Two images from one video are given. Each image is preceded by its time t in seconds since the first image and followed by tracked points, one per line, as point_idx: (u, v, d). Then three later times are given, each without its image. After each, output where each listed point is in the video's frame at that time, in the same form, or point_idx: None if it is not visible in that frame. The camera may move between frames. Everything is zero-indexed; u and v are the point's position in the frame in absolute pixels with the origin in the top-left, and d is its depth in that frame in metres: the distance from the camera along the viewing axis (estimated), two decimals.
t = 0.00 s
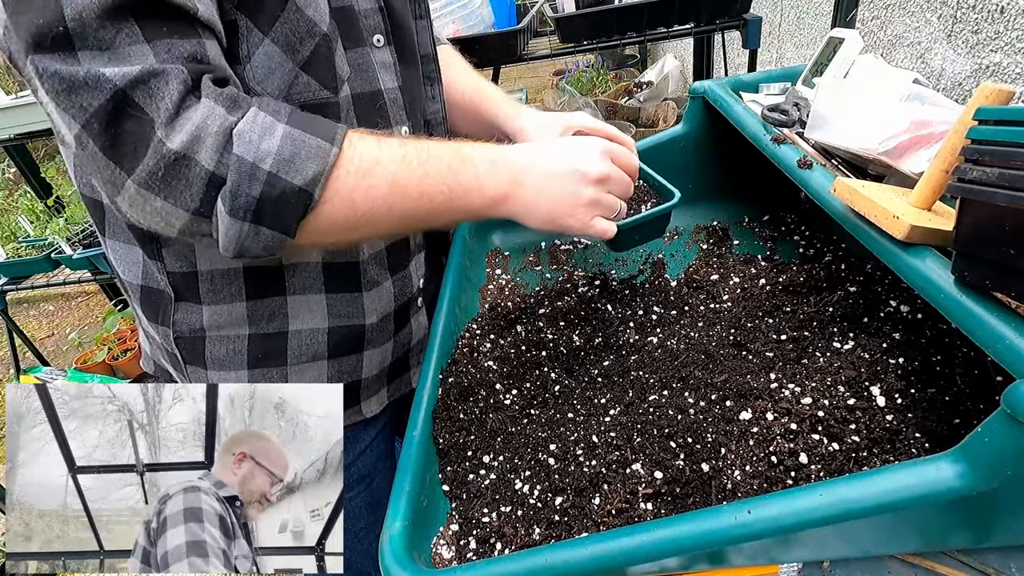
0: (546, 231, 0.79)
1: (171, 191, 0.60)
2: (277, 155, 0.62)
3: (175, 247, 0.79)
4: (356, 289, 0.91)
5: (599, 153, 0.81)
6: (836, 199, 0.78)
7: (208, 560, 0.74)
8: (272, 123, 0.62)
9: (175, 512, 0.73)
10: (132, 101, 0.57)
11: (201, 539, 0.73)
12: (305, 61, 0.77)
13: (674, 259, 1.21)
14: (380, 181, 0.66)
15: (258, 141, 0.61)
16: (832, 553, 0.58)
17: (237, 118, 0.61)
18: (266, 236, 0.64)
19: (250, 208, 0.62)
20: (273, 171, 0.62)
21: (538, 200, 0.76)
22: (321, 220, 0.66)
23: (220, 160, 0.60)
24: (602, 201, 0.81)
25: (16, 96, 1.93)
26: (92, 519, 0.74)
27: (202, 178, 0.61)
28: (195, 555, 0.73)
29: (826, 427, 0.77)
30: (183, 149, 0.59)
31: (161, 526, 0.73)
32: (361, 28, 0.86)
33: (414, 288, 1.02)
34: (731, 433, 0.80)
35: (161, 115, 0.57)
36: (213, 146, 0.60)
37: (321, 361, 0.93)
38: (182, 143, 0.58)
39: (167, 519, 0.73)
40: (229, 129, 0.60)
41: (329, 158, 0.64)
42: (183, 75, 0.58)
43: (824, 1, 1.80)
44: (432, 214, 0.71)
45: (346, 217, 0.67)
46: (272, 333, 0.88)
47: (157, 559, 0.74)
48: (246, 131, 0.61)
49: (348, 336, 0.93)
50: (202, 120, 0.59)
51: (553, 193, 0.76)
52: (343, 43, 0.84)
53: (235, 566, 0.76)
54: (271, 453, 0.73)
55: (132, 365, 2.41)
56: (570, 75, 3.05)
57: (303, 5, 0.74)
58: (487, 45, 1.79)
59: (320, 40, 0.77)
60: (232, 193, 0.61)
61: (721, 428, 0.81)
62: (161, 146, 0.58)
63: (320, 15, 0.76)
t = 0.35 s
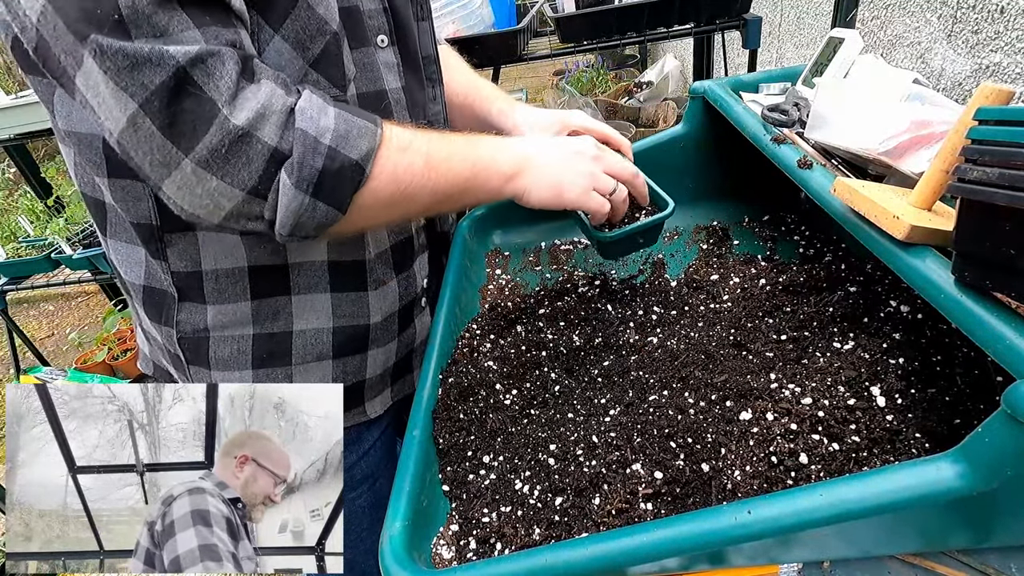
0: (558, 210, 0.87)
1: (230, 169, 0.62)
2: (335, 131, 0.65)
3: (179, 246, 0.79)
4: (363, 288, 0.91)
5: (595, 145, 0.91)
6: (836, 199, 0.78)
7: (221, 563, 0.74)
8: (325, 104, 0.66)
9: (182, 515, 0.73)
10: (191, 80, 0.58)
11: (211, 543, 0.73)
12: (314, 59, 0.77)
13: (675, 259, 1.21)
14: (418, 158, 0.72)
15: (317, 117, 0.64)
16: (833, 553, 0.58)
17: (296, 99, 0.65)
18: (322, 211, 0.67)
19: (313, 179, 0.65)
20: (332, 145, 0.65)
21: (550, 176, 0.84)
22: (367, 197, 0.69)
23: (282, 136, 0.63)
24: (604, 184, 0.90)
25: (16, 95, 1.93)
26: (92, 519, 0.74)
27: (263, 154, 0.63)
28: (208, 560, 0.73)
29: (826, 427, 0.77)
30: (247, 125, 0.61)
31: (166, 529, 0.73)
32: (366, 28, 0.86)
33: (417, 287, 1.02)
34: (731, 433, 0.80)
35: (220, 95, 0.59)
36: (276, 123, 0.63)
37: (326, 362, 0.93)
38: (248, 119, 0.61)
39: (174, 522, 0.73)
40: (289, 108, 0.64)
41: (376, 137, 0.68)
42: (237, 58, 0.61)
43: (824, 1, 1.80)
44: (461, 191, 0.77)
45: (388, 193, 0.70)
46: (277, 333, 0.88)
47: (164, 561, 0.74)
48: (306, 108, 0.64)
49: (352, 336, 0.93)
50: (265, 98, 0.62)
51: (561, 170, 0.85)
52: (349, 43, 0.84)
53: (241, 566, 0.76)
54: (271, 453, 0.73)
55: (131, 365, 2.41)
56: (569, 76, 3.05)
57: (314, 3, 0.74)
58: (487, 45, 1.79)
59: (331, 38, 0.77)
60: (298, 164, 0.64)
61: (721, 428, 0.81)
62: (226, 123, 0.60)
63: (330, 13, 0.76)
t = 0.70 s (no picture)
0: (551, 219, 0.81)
1: (189, 173, 0.58)
2: (300, 133, 0.60)
3: (176, 244, 0.79)
4: (358, 290, 0.91)
5: (598, 146, 0.85)
6: (836, 199, 0.78)
7: (233, 560, 0.74)
8: (293, 103, 0.60)
9: (188, 514, 0.73)
10: (153, 82, 0.55)
11: (219, 541, 0.73)
12: (311, 60, 0.77)
13: (675, 259, 1.21)
14: (400, 159, 0.65)
15: (282, 118, 0.59)
16: (833, 553, 0.58)
17: (260, 97, 0.59)
18: (286, 218, 0.61)
19: (273, 184, 0.59)
20: (297, 148, 0.59)
21: (544, 185, 0.77)
22: (341, 203, 0.63)
23: (242, 139, 0.58)
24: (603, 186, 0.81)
25: (16, 95, 1.93)
26: (92, 520, 0.74)
27: (223, 158, 0.58)
28: (220, 557, 0.73)
29: (826, 427, 0.77)
30: (205, 128, 0.56)
31: (170, 528, 0.73)
32: (368, 30, 0.85)
33: (418, 291, 1.02)
34: (731, 433, 0.80)
35: (182, 95, 0.55)
36: (235, 124, 0.57)
37: (321, 362, 0.93)
38: (205, 122, 0.56)
39: (180, 521, 0.73)
40: (251, 108, 0.58)
41: (351, 138, 0.62)
42: (204, 56, 0.56)
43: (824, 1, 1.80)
44: (446, 200, 0.70)
45: (367, 199, 0.64)
46: (272, 334, 0.88)
47: (168, 560, 0.74)
48: (269, 110, 0.59)
49: (352, 336, 0.93)
50: (224, 99, 0.57)
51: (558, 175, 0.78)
52: (348, 44, 0.83)
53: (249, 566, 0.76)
54: (271, 453, 0.73)
55: (132, 365, 2.41)
56: (569, 76, 3.06)
57: (312, 5, 0.74)
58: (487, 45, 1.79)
59: (329, 39, 0.77)
60: (256, 170, 0.59)
61: (721, 428, 0.81)
62: (182, 126, 0.56)
63: (328, 14, 0.76)
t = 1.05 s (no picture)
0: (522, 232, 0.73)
1: (94, 180, 0.57)
2: (200, 133, 0.57)
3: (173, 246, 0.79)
4: (354, 292, 0.91)
5: (590, 149, 0.74)
6: (836, 199, 0.78)
7: (212, 558, 0.73)
8: (200, 99, 0.58)
9: (179, 511, 0.73)
10: (51, 81, 0.55)
11: (205, 538, 0.73)
12: (299, 63, 0.78)
13: (675, 259, 1.22)
14: (328, 162, 0.62)
15: (180, 116, 0.57)
16: (832, 553, 0.58)
17: (161, 94, 0.57)
18: (194, 226, 0.60)
19: (172, 190, 0.58)
20: (195, 149, 0.58)
21: (506, 194, 0.70)
22: (259, 208, 0.62)
23: (137, 141, 0.56)
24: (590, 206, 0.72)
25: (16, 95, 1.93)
26: (92, 520, 0.74)
27: (121, 162, 0.57)
28: (200, 554, 0.73)
29: (826, 427, 0.77)
30: (97, 129, 0.56)
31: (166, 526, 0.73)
32: (362, 29, 0.85)
33: (412, 292, 1.01)
34: (731, 433, 0.80)
35: (80, 94, 0.55)
36: (129, 125, 0.56)
37: (317, 363, 0.93)
38: (97, 122, 0.55)
39: (171, 518, 0.73)
40: (146, 106, 0.56)
41: (266, 135, 0.60)
42: (109, 53, 0.55)
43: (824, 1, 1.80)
44: (383, 207, 0.66)
45: (289, 203, 0.62)
46: (268, 335, 0.88)
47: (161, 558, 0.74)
48: (167, 106, 0.57)
49: (350, 336, 0.93)
50: (117, 96, 0.55)
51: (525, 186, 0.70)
52: (342, 44, 0.83)
53: (239, 566, 0.75)
54: (271, 453, 0.73)
55: (132, 365, 2.41)
56: (569, 76, 3.06)
57: (297, 6, 0.75)
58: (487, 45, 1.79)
59: (315, 42, 0.77)
60: (149, 175, 0.57)
61: (721, 428, 0.81)
62: (74, 128, 0.55)
63: (314, 16, 0.77)
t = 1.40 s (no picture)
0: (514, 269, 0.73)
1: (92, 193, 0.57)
2: (202, 160, 0.58)
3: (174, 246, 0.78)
4: (359, 292, 0.91)
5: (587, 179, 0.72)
6: (836, 199, 0.78)
7: (208, 558, 0.74)
8: (203, 125, 0.58)
9: (176, 511, 0.73)
10: (54, 94, 0.55)
11: (201, 538, 0.74)
12: (306, 63, 0.77)
13: (675, 259, 1.22)
14: (325, 197, 0.62)
15: (182, 143, 0.57)
16: (832, 554, 0.58)
17: (164, 117, 0.57)
18: (190, 248, 0.61)
19: (169, 215, 0.59)
20: (196, 177, 0.58)
21: (501, 231, 0.69)
22: (254, 235, 0.62)
23: (138, 162, 0.57)
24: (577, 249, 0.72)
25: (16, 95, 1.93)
26: (92, 519, 0.74)
27: (121, 180, 0.57)
28: (195, 554, 0.73)
29: (826, 427, 0.77)
30: (99, 147, 0.56)
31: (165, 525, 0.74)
32: (365, 30, 0.86)
33: (414, 289, 1.02)
34: (731, 433, 0.80)
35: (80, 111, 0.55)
36: (131, 146, 0.56)
37: (324, 363, 0.93)
38: (98, 140, 0.56)
39: (168, 518, 0.73)
40: (150, 129, 0.57)
41: (267, 165, 0.60)
42: (110, 69, 0.55)
43: (824, 1, 1.80)
44: (375, 242, 0.66)
45: (284, 234, 0.62)
46: (273, 336, 0.88)
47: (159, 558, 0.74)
48: (169, 131, 0.57)
49: (351, 336, 0.93)
50: (121, 117, 0.55)
51: (519, 229, 0.69)
52: (348, 44, 0.83)
53: (235, 566, 0.76)
54: (272, 453, 0.73)
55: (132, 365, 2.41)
56: (569, 76, 3.06)
57: (305, 7, 0.75)
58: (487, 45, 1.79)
59: (323, 41, 0.77)
60: (148, 199, 0.58)
61: (721, 428, 0.81)
62: (75, 145, 0.55)
63: (321, 16, 0.77)
